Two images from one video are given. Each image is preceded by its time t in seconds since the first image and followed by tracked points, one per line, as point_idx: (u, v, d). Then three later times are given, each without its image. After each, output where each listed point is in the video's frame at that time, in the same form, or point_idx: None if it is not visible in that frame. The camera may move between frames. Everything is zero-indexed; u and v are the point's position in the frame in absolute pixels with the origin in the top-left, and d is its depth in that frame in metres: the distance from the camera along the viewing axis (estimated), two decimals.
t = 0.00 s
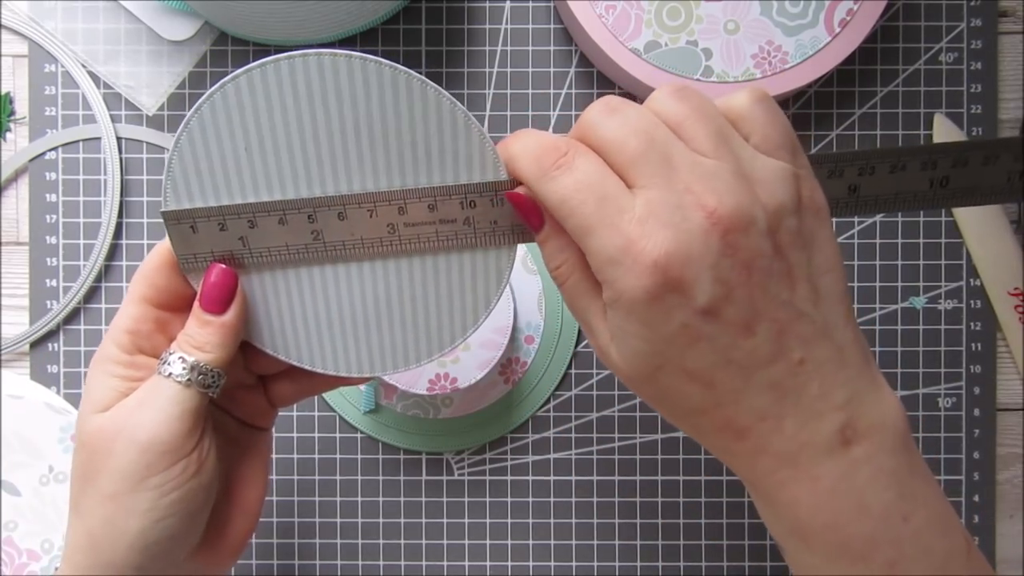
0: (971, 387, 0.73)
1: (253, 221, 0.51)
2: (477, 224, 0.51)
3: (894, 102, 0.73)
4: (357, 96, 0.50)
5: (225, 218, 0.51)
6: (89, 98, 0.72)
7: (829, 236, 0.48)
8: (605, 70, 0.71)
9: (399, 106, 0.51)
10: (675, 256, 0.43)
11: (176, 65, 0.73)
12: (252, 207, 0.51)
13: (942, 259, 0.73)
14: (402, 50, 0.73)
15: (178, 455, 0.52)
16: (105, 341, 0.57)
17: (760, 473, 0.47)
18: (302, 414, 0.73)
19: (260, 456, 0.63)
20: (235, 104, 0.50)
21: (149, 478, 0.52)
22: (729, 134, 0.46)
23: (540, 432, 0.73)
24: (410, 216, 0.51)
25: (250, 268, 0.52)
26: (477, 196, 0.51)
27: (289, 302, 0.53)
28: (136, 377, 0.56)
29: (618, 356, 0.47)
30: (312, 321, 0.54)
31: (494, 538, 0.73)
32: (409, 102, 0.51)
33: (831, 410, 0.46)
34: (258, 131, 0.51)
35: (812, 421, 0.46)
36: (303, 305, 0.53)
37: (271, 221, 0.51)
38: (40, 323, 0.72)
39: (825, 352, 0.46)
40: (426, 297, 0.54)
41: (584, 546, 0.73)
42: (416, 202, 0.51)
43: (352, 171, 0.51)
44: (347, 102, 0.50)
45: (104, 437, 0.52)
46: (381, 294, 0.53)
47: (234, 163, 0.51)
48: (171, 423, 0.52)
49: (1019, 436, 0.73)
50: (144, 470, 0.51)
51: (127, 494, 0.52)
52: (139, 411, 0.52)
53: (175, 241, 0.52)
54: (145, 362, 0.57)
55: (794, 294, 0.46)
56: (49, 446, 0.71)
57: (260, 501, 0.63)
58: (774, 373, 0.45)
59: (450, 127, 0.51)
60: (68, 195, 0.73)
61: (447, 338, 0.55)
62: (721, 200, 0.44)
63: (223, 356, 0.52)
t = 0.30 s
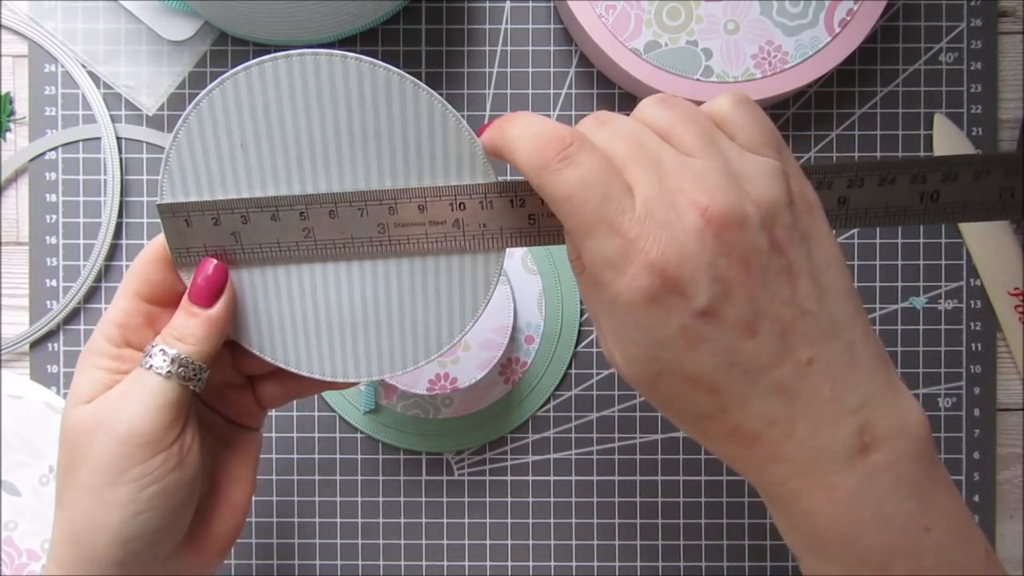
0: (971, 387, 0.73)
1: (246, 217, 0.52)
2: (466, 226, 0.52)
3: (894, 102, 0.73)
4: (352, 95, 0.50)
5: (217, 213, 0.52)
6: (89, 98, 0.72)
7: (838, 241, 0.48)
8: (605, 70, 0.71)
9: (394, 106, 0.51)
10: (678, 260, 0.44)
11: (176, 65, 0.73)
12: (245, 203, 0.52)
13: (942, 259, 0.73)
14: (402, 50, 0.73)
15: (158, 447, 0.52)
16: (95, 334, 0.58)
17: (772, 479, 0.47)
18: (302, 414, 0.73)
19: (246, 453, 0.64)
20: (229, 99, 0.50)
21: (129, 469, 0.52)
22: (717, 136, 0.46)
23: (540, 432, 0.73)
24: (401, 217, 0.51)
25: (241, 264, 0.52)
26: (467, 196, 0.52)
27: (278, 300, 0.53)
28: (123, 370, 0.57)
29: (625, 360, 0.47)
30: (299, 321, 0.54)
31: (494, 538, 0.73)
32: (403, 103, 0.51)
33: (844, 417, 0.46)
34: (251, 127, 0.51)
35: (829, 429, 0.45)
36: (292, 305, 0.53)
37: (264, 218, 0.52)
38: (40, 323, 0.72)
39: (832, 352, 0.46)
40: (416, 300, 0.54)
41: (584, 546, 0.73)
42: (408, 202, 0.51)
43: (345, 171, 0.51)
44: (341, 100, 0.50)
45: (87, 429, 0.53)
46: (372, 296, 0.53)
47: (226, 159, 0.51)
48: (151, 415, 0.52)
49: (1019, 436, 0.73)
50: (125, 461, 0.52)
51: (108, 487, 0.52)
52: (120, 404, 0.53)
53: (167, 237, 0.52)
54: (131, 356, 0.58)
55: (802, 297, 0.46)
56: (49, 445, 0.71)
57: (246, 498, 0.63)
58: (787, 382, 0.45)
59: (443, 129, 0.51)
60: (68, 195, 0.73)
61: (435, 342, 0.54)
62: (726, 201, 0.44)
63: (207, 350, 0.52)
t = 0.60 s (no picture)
0: (971, 387, 0.73)
1: (242, 211, 0.51)
2: (462, 221, 0.52)
3: (894, 102, 0.73)
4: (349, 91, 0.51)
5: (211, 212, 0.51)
6: (89, 98, 0.72)
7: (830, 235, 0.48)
8: (605, 70, 0.71)
9: (391, 102, 0.51)
10: (675, 255, 0.44)
11: (176, 66, 0.73)
12: (241, 196, 0.51)
13: (942, 259, 0.73)
14: (402, 50, 0.73)
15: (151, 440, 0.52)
16: (90, 330, 0.58)
17: (770, 477, 0.47)
18: (302, 414, 0.73)
19: (243, 452, 0.64)
20: (226, 94, 0.51)
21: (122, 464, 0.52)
22: (712, 131, 0.46)
23: (540, 432, 0.73)
24: (397, 213, 0.51)
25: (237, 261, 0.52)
26: (462, 192, 0.52)
27: (274, 298, 0.53)
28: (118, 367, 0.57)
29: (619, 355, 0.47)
30: (296, 319, 0.53)
31: (494, 538, 0.73)
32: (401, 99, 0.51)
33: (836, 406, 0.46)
34: (247, 124, 0.51)
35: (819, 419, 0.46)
36: (288, 302, 0.53)
37: (259, 211, 0.51)
38: (40, 323, 0.72)
39: (831, 345, 0.46)
40: (414, 298, 0.53)
41: (584, 546, 0.73)
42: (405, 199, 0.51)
43: (341, 168, 0.51)
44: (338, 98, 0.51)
45: (82, 425, 0.53)
46: (366, 293, 0.53)
47: (223, 157, 0.51)
48: (144, 409, 0.52)
49: (1019, 436, 0.73)
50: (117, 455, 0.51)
51: (102, 482, 0.52)
52: (114, 398, 0.52)
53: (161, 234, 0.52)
54: (125, 352, 0.58)
55: (795, 289, 0.46)
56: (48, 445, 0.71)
57: (243, 497, 0.63)
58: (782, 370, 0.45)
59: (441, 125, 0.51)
60: (68, 195, 0.73)
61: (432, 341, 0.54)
62: (719, 190, 0.44)
63: (202, 347, 0.52)
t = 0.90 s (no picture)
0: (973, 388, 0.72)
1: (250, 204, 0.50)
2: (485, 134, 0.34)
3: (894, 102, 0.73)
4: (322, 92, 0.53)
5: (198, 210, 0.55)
6: (90, 98, 0.73)
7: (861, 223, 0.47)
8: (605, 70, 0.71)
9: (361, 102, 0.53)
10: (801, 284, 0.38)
11: (176, 65, 0.73)
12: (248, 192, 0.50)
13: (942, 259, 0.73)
14: (402, 50, 0.73)
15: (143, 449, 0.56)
16: (72, 331, 0.63)
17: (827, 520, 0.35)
18: (302, 414, 0.73)
19: (228, 452, 0.68)
20: (201, 99, 0.54)
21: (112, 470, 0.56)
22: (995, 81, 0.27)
23: (540, 432, 0.73)
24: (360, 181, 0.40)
25: (225, 257, 0.55)
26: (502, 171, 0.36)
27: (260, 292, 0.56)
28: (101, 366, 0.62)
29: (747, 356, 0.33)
30: (281, 311, 0.56)
31: (494, 538, 0.73)
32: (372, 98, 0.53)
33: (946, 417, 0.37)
34: (228, 124, 0.53)
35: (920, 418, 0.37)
36: (273, 296, 0.56)
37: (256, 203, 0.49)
38: (40, 323, 0.72)
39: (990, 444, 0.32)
40: (387, 292, 0.56)
41: (584, 546, 0.73)
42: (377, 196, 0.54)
43: (316, 166, 0.54)
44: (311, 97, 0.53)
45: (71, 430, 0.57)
46: (347, 286, 0.55)
47: (206, 158, 0.54)
48: (133, 421, 0.55)
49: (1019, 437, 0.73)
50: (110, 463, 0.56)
51: (93, 488, 0.56)
52: (106, 406, 0.56)
53: (153, 232, 0.55)
54: (106, 351, 0.63)
55: (989, 348, 0.29)
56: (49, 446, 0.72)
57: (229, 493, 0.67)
58: (957, 375, 0.29)
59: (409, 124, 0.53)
60: (68, 195, 0.73)
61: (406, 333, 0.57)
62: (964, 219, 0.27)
63: (195, 359, 0.56)
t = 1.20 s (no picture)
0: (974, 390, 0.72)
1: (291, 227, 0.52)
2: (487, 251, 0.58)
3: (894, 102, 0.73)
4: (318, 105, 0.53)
5: (187, 218, 0.55)
6: (89, 98, 0.73)
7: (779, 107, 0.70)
8: (605, 70, 0.71)
9: (356, 115, 0.53)
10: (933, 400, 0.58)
11: (176, 65, 0.73)
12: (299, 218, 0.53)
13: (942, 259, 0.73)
14: (402, 50, 0.73)
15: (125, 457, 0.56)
16: (61, 337, 0.62)
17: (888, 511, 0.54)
18: (302, 414, 0.73)
19: (213, 459, 0.67)
20: (198, 109, 0.54)
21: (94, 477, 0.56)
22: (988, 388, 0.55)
23: (540, 432, 0.73)
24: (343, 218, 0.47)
25: (214, 268, 0.55)
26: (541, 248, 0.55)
27: (249, 303, 0.55)
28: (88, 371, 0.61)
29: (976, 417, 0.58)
30: (269, 323, 0.56)
31: (494, 538, 0.73)
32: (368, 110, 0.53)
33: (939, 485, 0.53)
34: (222, 136, 0.54)
35: (947, 483, 0.51)
36: (261, 308, 0.55)
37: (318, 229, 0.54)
38: (40, 323, 0.72)
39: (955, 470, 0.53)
40: (378, 305, 0.55)
41: (584, 546, 0.73)
42: (370, 209, 0.54)
43: (310, 177, 0.54)
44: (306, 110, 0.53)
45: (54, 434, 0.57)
46: (338, 299, 0.55)
47: (199, 168, 0.54)
48: (117, 430, 0.55)
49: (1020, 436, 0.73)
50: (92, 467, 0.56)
51: (75, 494, 0.56)
52: (88, 412, 0.56)
53: (142, 239, 0.55)
54: (95, 357, 0.62)
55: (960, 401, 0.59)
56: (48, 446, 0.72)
57: (215, 499, 0.67)
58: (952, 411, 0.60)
59: (404, 136, 0.53)
60: (68, 195, 0.73)
61: (396, 347, 0.56)
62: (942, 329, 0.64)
63: (178, 367, 0.55)
